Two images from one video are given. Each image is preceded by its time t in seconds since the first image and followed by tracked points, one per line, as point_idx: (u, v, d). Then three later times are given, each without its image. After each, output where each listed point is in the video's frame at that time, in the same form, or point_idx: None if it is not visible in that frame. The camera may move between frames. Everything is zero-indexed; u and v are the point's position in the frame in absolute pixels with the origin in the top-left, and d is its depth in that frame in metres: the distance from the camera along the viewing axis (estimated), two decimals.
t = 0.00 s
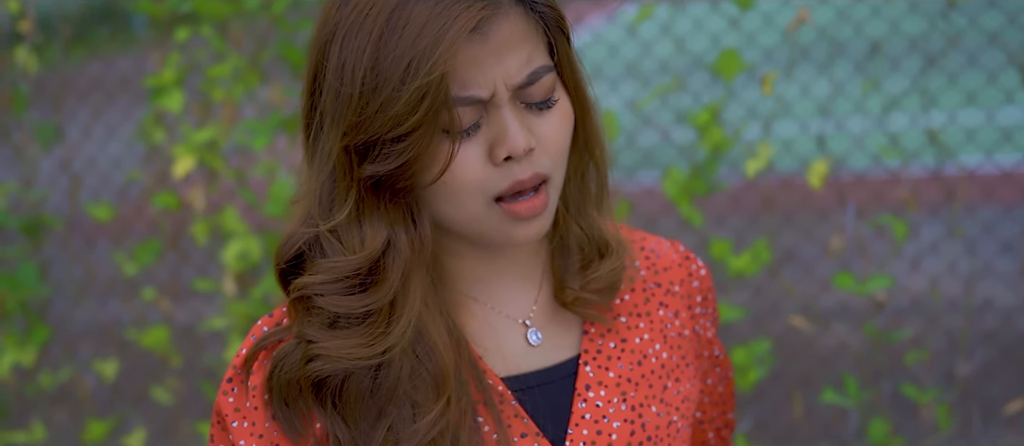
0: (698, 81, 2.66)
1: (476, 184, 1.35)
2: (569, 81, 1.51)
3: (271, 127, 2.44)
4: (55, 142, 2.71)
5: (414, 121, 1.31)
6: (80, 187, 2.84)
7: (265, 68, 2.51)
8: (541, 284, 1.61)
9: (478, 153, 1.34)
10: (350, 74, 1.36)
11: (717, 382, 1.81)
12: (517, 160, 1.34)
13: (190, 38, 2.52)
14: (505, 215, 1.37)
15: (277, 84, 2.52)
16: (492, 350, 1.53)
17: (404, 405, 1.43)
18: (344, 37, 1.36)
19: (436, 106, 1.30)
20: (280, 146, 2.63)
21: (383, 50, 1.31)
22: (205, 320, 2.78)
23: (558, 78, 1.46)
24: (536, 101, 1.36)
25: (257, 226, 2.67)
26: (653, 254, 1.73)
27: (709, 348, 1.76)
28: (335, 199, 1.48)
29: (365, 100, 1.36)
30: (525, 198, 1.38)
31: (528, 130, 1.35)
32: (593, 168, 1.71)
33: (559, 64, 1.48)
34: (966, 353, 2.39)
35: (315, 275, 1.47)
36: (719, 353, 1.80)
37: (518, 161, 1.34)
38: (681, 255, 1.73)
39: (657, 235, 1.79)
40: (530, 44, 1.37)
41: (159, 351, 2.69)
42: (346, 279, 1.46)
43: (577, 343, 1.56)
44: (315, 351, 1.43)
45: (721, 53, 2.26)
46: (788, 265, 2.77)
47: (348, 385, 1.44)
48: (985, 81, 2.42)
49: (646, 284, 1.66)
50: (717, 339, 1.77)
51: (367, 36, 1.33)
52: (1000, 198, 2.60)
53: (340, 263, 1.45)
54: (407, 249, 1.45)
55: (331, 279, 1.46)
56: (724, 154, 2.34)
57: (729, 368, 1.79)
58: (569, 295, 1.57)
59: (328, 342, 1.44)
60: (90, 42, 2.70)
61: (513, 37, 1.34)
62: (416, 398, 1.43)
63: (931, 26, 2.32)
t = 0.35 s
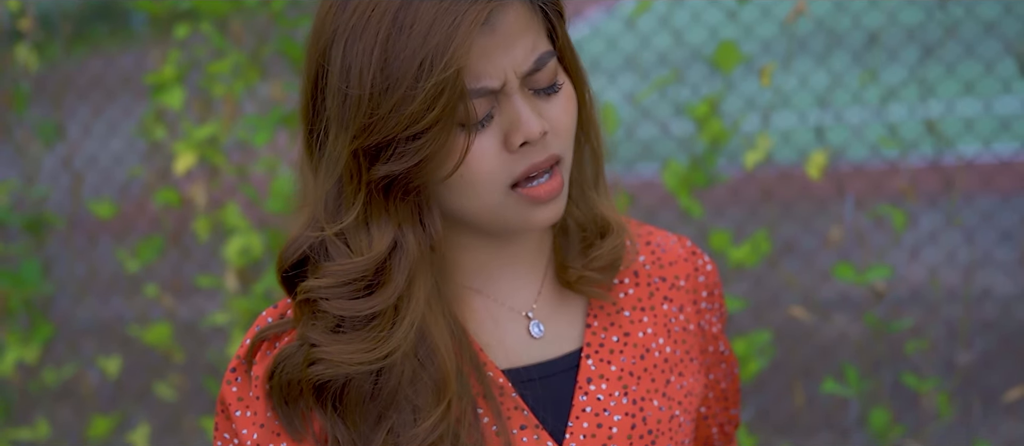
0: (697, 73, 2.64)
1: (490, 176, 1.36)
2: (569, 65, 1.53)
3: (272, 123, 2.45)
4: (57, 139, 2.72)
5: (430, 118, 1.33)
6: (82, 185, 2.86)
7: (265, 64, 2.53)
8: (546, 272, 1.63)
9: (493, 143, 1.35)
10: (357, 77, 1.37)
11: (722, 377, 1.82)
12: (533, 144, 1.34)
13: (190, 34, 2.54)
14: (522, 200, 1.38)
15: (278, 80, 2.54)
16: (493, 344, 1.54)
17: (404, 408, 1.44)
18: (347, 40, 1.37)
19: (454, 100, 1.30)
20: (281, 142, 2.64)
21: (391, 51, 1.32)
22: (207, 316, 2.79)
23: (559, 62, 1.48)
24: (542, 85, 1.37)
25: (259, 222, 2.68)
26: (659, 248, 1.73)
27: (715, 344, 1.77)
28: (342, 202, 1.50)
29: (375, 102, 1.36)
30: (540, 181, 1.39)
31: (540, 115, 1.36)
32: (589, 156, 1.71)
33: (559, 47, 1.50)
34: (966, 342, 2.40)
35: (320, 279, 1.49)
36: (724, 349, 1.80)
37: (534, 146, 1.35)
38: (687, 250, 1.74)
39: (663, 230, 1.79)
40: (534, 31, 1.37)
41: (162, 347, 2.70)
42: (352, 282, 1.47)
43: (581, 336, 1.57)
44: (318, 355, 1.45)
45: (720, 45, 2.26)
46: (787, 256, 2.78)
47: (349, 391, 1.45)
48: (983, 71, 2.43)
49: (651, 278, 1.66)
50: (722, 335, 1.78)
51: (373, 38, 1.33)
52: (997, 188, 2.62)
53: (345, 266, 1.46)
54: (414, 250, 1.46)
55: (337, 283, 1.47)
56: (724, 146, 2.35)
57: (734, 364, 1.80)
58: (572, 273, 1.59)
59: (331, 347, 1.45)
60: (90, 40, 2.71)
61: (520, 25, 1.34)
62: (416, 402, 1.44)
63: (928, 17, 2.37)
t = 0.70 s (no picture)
0: (692, 67, 2.64)
1: (474, 173, 1.36)
2: (557, 63, 1.53)
3: (268, 121, 2.45)
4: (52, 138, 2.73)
5: (401, 115, 1.34)
6: (79, 184, 2.86)
7: (261, 62, 2.55)
8: (546, 268, 1.63)
9: (475, 139, 1.35)
10: (338, 76, 1.39)
11: (720, 372, 1.81)
12: (513, 141, 1.34)
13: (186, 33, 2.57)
14: (505, 197, 1.39)
15: (273, 78, 2.55)
16: (495, 339, 1.55)
17: (410, 399, 1.45)
18: (330, 41, 1.39)
19: (421, 99, 1.32)
20: (277, 140, 2.65)
21: (368, 49, 1.34)
22: (205, 314, 2.79)
23: (546, 59, 1.48)
24: (526, 81, 1.37)
25: (256, 219, 2.69)
26: (658, 243, 1.73)
27: (714, 338, 1.77)
28: (331, 200, 1.52)
29: (354, 99, 1.39)
30: (524, 177, 1.40)
31: (522, 112, 1.36)
32: (585, 153, 1.73)
33: (544, 43, 1.50)
34: (963, 333, 2.40)
35: (316, 275, 1.49)
36: (723, 344, 1.81)
37: (515, 143, 1.35)
38: (686, 244, 1.74)
39: (661, 224, 1.80)
40: (514, 28, 1.37)
41: (160, 345, 2.70)
42: (346, 277, 1.48)
43: (582, 331, 1.56)
44: (321, 349, 1.45)
45: (714, 40, 2.27)
46: (783, 250, 2.79)
47: (354, 382, 1.46)
48: (977, 62, 2.38)
49: (650, 273, 1.66)
50: (722, 329, 1.79)
51: (352, 37, 1.35)
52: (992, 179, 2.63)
53: (339, 262, 1.47)
54: (403, 245, 1.47)
55: (331, 278, 1.48)
56: (719, 140, 2.36)
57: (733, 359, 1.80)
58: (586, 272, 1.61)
59: (334, 340, 1.46)
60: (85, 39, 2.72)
61: (498, 24, 1.35)
62: (421, 391, 1.45)
63: (922, 11, 2.36)
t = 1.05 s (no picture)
0: (683, 64, 2.59)
1: (501, 154, 1.35)
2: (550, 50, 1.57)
3: (259, 121, 2.46)
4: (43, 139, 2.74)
5: (431, 107, 1.33)
6: (70, 186, 2.87)
7: (251, 62, 2.55)
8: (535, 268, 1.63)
9: (495, 123, 1.35)
10: (349, 79, 1.37)
11: (711, 368, 1.81)
12: (534, 118, 1.35)
13: (176, 33, 2.57)
14: (530, 173, 1.37)
15: (264, 78, 2.56)
16: (486, 340, 1.55)
17: (404, 421, 1.47)
18: (335, 46, 1.38)
19: (453, 83, 1.32)
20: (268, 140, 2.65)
21: (386, 47, 1.34)
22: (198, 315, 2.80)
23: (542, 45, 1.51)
24: (531, 59, 1.41)
25: (247, 219, 2.69)
26: (646, 239, 1.72)
27: (704, 334, 1.77)
28: (337, 209, 1.50)
29: (371, 98, 1.37)
30: (543, 149, 1.39)
31: (535, 90, 1.38)
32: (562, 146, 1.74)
33: (539, 30, 1.54)
34: (954, 328, 2.41)
35: (321, 298, 1.48)
36: (714, 341, 1.80)
37: (535, 120, 1.36)
38: (673, 240, 1.74)
39: (649, 220, 1.79)
40: (517, 12, 1.41)
41: (152, 346, 2.70)
42: (354, 291, 1.47)
43: (572, 330, 1.56)
44: (327, 379, 1.45)
45: (704, 37, 2.27)
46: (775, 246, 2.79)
47: (352, 411, 1.47)
48: (965, 58, 2.41)
49: (639, 269, 1.66)
50: (713, 323, 1.78)
51: (362, 38, 1.35)
52: (983, 175, 2.63)
53: (347, 275, 1.46)
54: (414, 245, 1.47)
55: (339, 296, 1.47)
56: (710, 137, 2.36)
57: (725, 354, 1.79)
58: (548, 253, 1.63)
59: (341, 368, 1.45)
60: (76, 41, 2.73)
61: (505, 9, 1.38)
62: (415, 415, 1.46)
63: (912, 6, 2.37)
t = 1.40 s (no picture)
0: (669, 63, 2.55)
1: (461, 162, 1.35)
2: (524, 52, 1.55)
3: (246, 122, 2.49)
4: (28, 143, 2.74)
5: (385, 115, 1.34)
6: (56, 188, 2.86)
7: (237, 63, 2.55)
8: (526, 266, 1.63)
9: (456, 131, 1.35)
10: (311, 86, 1.38)
11: (697, 364, 1.81)
12: (495, 127, 1.34)
13: (162, 35, 2.56)
14: (493, 184, 1.37)
15: (250, 79, 2.56)
16: (477, 339, 1.54)
17: (397, 410, 1.45)
18: (299, 53, 1.39)
19: (404, 95, 1.32)
20: (255, 141, 2.65)
21: (342, 55, 1.34)
22: (186, 317, 2.79)
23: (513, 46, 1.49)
24: (498, 63, 1.38)
25: (235, 221, 2.68)
26: (632, 236, 1.73)
27: (690, 330, 1.77)
28: (309, 212, 1.50)
29: (331, 106, 1.38)
30: (509, 162, 1.39)
31: (500, 98, 1.36)
32: (554, 144, 1.74)
33: (510, 31, 1.51)
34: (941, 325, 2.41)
35: (298, 286, 1.48)
36: (700, 337, 1.81)
37: (496, 129, 1.35)
38: (659, 236, 1.75)
39: (635, 217, 1.80)
40: (482, 16, 1.39)
41: (141, 349, 2.69)
42: (329, 284, 1.47)
43: (562, 326, 1.56)
44: (309, 363, 1.44)
45: (691, 36, 2.28)
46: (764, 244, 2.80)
47: (343, 398, 1.45)
48: (952, 55, 2.41)
49: (626, 266, 1.66)
50: (699, 320, 1.79)
51: (323, 46, 1.35)
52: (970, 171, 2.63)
53: (320, 269, 1.46)
54: (386, 245, 1.47)
55: (315, 287, 1.46)
56: (697, 135, 2.36)
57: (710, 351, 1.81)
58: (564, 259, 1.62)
59: (320, 351, 1.45)
60: (61, 43, 2.72)
61: (465, 14, 1.36)
62: (409, 401, 1.45)
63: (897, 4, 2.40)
